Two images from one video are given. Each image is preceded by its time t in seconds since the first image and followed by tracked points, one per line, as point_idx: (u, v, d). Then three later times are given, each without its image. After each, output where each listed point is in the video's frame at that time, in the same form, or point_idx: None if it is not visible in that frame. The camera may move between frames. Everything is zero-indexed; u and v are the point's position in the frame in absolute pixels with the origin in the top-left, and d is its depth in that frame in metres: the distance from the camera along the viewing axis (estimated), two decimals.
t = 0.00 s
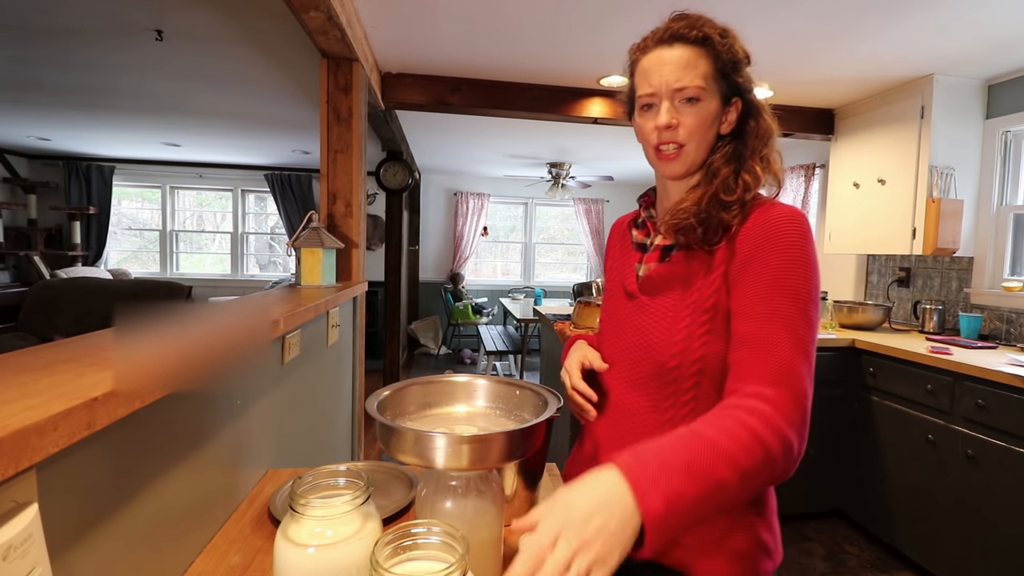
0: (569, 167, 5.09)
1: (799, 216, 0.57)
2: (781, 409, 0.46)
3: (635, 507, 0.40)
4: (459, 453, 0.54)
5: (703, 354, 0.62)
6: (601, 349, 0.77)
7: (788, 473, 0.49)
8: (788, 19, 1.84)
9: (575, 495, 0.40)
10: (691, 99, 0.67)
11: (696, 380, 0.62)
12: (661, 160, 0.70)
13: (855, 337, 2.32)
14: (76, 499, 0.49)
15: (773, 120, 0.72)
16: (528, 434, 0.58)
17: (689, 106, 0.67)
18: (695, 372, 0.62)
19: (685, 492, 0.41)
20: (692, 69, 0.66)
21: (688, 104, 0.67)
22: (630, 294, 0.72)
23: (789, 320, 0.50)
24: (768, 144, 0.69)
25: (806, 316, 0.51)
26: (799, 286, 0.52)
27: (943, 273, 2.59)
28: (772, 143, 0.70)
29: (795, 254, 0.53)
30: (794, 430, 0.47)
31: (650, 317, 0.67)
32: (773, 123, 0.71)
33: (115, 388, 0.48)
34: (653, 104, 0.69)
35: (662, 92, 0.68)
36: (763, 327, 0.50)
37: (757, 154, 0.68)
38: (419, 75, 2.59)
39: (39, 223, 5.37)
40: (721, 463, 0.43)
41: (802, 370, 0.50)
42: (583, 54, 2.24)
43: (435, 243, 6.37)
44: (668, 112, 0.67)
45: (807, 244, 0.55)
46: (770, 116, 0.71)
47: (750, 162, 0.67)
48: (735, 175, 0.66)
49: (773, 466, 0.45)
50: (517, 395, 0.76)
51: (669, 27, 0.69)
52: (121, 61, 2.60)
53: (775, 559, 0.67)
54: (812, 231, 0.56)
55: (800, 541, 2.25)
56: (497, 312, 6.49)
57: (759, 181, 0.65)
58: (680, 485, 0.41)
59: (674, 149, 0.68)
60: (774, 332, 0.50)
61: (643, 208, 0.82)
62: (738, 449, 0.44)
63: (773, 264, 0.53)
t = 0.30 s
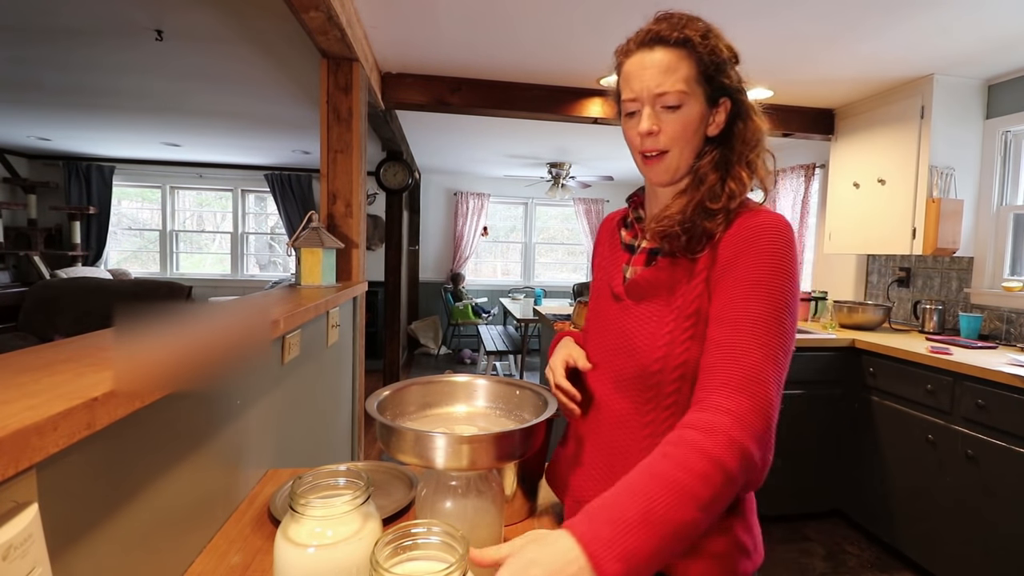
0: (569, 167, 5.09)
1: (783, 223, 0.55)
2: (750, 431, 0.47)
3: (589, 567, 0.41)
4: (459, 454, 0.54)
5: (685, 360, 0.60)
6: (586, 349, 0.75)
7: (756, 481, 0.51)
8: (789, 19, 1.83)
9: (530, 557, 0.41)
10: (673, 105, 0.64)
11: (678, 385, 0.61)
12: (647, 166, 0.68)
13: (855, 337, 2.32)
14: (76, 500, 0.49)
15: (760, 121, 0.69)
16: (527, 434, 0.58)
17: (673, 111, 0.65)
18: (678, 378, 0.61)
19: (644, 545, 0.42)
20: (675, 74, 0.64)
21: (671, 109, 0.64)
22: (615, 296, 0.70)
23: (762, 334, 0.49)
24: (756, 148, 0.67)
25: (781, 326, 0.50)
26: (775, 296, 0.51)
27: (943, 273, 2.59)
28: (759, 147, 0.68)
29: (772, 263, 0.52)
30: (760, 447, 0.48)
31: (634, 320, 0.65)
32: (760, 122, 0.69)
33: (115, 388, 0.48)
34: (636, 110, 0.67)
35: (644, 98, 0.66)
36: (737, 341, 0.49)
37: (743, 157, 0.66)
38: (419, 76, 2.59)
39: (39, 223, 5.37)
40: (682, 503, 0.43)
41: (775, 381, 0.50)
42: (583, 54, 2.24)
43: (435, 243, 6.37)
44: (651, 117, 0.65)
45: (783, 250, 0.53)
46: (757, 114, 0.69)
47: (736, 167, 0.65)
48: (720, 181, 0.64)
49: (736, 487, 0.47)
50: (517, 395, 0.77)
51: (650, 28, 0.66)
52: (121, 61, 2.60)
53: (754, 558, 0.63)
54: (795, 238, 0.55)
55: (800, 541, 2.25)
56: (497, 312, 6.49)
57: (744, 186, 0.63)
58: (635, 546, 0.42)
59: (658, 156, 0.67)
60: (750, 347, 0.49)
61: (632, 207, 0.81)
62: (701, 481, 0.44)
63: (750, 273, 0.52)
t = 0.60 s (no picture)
0: (569, 168, 5.09)
1: (777, 221, 0.55)
2: (737, 442, 0.47)
3: None
4: (459, 454, 0.54)
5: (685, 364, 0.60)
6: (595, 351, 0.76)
7: (754, 487, 0.51)
8: (789, 18, 1.83)
9: None
10: (664, 108, 0.64)
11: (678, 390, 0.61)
12: (642, 168, 0.68)
13: (855, 337, 2.32)
14: (77, 499, 0.49)
15: (759, 118, 0.68)
16: (526, 435, 0.58)
17: (664, 114, 0.64)
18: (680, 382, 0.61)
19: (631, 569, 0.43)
20: (665, 75, 0.63)
21: (662, 112, 0.64)
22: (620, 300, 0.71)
23: (751, 340, 0.48)
24: (752, 146, 0.66)
25: (772, 331, 0.49)
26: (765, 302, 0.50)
27: (943, 273, 2.59)
28: (756, 145, 0.67)
29: (761, 267, 0.51)
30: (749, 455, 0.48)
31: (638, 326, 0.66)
32: (755, 112, 0.68)
33: (115, 388, 0.48)
34: (629, 113, 0.67)
35: (634, 102, 0.65)
36: (724, 350, 0.49)
37: (738, 153, 0.65)
38: (419, 76, 2.59)
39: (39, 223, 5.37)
40: (666, 523, 0.44)
41: (766, 388, 0.49)
42: (583, 54, 2.24)
43: (435, 243, 6.37)
44: (642, 121, 0.65)
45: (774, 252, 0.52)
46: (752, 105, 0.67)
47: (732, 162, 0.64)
48: (715, 179, 0.63)
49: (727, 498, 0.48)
50: (517, 395, 0.76)
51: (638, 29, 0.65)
52: (120, 61, 2.60)
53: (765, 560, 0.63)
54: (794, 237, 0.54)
55: (800, 541, 2.25)
56: (497, 312, 6.49)
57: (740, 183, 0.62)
58: (618, 567, 0.43)
59: (652, 159, 0.66)
60: (738, 356, 0.48)
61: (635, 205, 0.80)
62: (684, 500, 0.45)
63: (737, 276, 0.52)
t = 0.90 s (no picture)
0: (569, 168, 5.09)
1: (793, 226, 0.54)
2: (743, 449, 0.47)
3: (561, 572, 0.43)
4: (459, 454, 0.54)
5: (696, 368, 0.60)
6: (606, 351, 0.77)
7: (760, 496, 0.51)
8: (789, 18, 1.83)
9: None
10: (661, 113, 0.64)
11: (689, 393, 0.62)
12: (648, 173, 0.69)
13: (855, 337, 2.32)
14: (77, 499, 0.49)
15: (770, 102, 0.66)
16: (526, 435, 0.58)
17: (662, 119, 0.64)
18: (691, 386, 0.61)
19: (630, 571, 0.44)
20: (659, 80, 0.63)
21: (660, 117, 0.64)
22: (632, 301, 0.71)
23: (767, 349, 0.48)
24: (766, 134, 0.64)
25: (788, 341, 0.49)
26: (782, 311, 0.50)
27: (943, 273, 2.59)
28: (770, 132, 0.65)
29: (779, 274, 0.51)
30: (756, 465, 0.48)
31: (651, 328, 0.66)
32: (764, 100, 0.65)
33: (115, 388, 0.48)
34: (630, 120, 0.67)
35: (633, 108, 0.66)
36: (735, 356, 0.49)
37: (747, 148, 0.64)
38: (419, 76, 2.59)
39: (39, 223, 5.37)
40: (667, 527, 0.45)
41: (778, 398, 0.49)
42: (583, 54, 2.24)
43: (434, 243, 6.37)
44: (640, 128, 0.65)
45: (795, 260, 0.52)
46: (760, 95, 0.65)
47: (740, 160, 0.63)
48: (722, 181, 0.63)
49: (731, 505, 0.48)
50: (516, 395, 0.76)
51: (631, 34, 0.65)
52: (120, 60, 2.60)
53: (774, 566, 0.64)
54: (814, 239, 0.54)
55: (800, 541, 2.25)
56: (497, 312, 6.49)
57: (750, 183, 0.61)
58: (616, 568, 0.44)
59: (657, 164, 0.67)
60: (750, 362, 0.48)
61: (650, 204, 0.80)
62: (687, 506, 0.45)
63: (752, 280, 0.52)
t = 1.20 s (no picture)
0: (569, 168, 5.09)
1: (811, 227, 0.55)
2: (766, 447, 0.47)
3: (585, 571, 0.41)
4: (459, 454, 0.54)
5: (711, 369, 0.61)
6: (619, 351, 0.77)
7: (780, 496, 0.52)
8: (789, 18, 1.83)
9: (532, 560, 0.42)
10: (657, 117, 0.65)
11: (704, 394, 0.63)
12: (654, 176, 0.71)
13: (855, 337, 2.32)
14: (78, 498, 0.49)
15: (770, 98, 0.64)
16: (527, 435, 0.58)
17: (658, 123, 0.66)
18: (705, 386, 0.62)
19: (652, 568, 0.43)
20: (653, 86, 0.65)
21: (656, 121, 0.66)
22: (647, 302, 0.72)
23: (788, 352, 0.49)
24: (771, 123, 0.63)
25: (807, 345, 0.50)
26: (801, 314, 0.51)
27: (943, 272, 2.59)
28: (775, 120, 0.63)
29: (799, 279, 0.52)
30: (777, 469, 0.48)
31: (665, 328, 0.67)
32: (766, 96, 0.64)
33: (115, 388, 0.48)
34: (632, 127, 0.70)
35: (632, 115, 0.68)
36: (758, 353, 0.50)
37: (745, 148, 0.63)
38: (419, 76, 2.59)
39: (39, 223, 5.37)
40: (692, 522, 0.44)
41: (800, 397, 0.50)
42: (583, 54, 2.24)
43: (434, 243, 6.37)
44: (639, 134, 0.68)
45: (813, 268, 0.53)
46: (762, 91, 0.64)
47: (740, 159, 0.63)
48: (721, 182, 0.63)
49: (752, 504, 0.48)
50: (516, 395, 0.76)
51: (629, 44, 0.68)
52: (120, 60, 2.60)
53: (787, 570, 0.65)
54: (832, 241, 0.55)
55: (800, 541, 2.25)
56: (496, 312, 6.49)
57: (748, 183, 0.60)
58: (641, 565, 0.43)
59: (659, 167, 0.69)
60: (770, 360, 0.49)
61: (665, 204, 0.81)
62: (711, 503, 0.45)
63: (772, 280, 0.53)
